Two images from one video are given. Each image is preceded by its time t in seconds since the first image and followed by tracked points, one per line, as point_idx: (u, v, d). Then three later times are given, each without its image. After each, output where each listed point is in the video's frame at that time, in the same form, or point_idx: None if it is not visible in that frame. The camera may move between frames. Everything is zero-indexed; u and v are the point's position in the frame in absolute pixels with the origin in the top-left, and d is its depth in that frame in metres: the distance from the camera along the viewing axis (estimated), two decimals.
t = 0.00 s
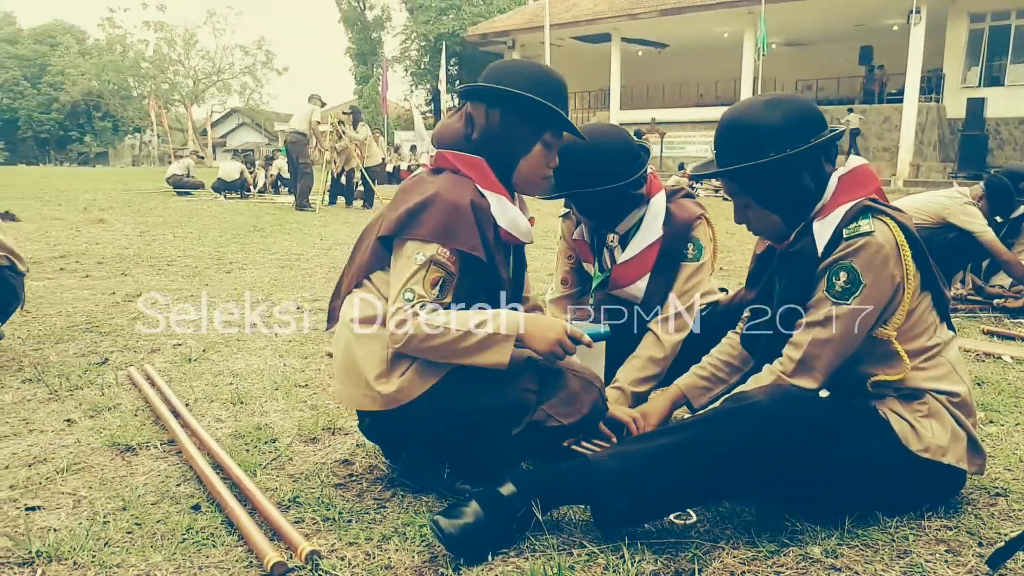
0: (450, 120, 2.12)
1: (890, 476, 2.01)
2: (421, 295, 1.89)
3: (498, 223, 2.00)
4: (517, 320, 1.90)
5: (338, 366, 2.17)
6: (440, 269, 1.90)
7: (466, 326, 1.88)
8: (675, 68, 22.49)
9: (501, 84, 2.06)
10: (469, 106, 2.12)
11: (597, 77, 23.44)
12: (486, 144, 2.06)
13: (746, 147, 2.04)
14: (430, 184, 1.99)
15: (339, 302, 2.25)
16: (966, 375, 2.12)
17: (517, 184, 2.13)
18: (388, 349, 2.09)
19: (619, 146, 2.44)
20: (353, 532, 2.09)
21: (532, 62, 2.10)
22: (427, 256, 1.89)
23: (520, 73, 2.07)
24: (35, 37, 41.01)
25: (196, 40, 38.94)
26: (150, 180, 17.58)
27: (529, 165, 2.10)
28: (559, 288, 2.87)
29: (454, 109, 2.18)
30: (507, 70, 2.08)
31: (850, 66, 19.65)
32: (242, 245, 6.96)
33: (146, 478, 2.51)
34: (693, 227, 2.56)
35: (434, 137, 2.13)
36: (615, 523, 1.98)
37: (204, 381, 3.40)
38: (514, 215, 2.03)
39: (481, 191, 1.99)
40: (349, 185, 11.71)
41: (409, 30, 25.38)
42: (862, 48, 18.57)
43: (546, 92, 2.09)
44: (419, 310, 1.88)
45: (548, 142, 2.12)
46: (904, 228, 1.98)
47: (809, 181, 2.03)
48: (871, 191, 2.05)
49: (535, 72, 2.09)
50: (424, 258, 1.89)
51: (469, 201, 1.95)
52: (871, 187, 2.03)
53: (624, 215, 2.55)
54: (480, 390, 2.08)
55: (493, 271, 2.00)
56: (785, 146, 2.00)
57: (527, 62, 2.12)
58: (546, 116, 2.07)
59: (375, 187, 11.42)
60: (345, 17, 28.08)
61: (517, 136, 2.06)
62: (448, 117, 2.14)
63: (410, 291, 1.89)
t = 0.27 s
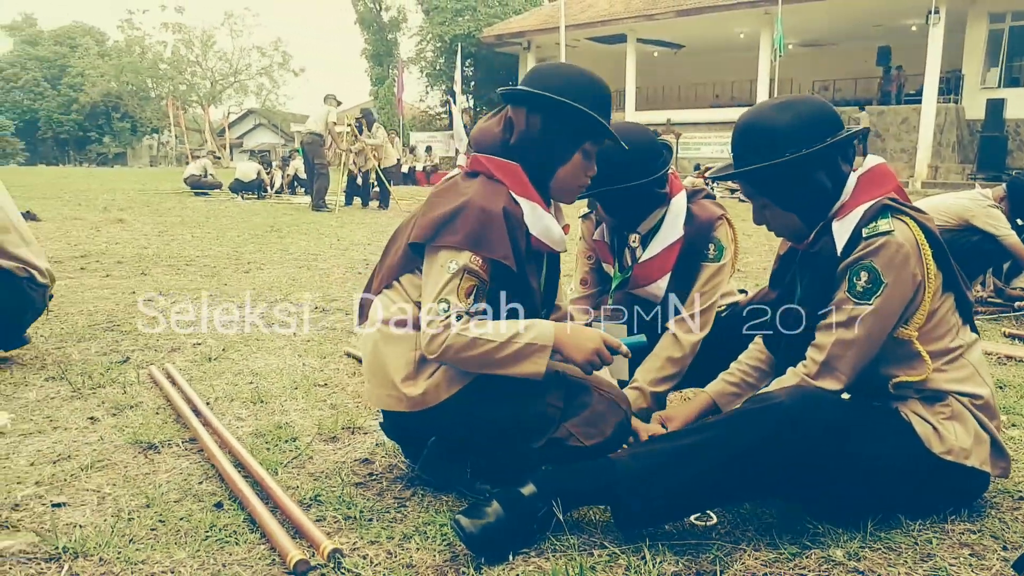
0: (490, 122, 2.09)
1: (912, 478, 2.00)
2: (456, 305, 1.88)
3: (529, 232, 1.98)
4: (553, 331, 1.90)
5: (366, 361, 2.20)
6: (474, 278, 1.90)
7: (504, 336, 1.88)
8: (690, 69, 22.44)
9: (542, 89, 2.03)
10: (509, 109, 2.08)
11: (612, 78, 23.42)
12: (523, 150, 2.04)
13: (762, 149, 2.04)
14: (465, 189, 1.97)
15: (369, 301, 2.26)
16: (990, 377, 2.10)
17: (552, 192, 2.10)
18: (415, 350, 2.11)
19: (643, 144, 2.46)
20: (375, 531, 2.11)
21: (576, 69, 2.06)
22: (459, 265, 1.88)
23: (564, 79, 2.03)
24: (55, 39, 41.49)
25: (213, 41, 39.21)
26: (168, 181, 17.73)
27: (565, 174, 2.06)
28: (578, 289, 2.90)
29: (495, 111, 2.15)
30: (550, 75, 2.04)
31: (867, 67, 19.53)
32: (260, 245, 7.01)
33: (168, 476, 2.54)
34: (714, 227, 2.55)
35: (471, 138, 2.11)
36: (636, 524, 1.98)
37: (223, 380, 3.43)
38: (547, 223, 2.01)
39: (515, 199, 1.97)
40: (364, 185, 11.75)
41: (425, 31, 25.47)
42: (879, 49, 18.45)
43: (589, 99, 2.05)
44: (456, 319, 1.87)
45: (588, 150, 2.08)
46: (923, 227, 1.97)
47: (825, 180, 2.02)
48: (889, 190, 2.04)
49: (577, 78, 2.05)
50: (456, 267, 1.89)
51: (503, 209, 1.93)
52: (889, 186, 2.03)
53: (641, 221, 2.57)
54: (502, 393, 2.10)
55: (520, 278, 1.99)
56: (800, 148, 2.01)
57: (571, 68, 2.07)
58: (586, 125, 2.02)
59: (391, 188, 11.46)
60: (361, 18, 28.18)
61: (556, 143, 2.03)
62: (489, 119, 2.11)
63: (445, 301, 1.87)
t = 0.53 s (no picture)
0: (516, 126, 2.09)
1: (939, 479, 1.99)
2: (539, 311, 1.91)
3: (560, 234, 2.00)
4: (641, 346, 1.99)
5: (388, 367, 2.18)
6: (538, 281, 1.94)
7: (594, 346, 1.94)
8: (706, 69, 22.37)
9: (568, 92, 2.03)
10: (534, 113, 2.09)
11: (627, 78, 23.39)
12: (551, 154, 2.04)
13: (786, 143, 2.07)
14: (500, 196, 1.98)
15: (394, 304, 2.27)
16: (1017, 377, 2.08)
17: (577, 197, 2.11)
18: (439, 354, 2.12)
19: (665, 146, 2.45)
20: (399, 531, 2.13)
21: (599, 70, 2.07)
22: (521, 272, 1.91)
23: (589, 81, 2.04)
24: (75, 46, 42.00)
25: (230, 46, 39.53)
26: (187, 184, 17.93)
27: (592, 177, 2.07)
28: (597, 291, 2.86)
29: (517, 114, 2.15)
30: (578, 78, 2.04)
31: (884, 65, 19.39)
32: (279, 248, 7.05)
33: (192, 477, 2.56)
34: (731, 225, 2.53)
35: (497, 142, 2.11)
36: (660, 524, 1.98)
37: (245, 381, 3.46)
38: (575, 227, 2.03)
39: (547, 202, 1.99)
40: (381, 188, 11.81)
41: (439, 33, 25.55)
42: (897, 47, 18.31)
43: (616, 104, 2.06)
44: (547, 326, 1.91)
45: (613, 153, 2.09)
46: (949, 228, 1.95)
47: (847, 176, 2.03)
48: (912, 188, 2.03)
49: (597, 80, 2.05)
50: (519, 275, 1.91)
51: (543, 213, 1.96)
52: (912, 186, 2.03)
53: (662, 224, 2.55)
54: (526, 395, 2.10)
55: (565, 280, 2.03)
56: (824, 142, 2.02)
57: (594, 69, 2.08)
58: (615, 129, 2.03)
59: (408, 190, 11.49)
60: (376, 22, 28.34)
61: (583, 148, 2.04)
62: (512, 122, 2.12)
63: (529, 307, 1.89)
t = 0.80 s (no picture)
0: (541, 127, 2.11)
1: (965, 483, 1.97)
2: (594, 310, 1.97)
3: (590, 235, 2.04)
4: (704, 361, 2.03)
5: (411, 370, 2.19)
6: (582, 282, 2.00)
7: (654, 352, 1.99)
8: (722, 70, 22.28)
9: (594, 96, 2.03)
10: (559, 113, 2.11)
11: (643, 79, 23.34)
12: (577, 158, 2.06)
13: (808, 137, 2.09)
14: (534, 201, 2.02)
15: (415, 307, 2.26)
16: None
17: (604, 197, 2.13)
18: (462, 356, 2.11)
19: (694, 144, 2.46)
20: (421, 532, 2.13)
21: (624, 72, 2.07)
22: (568, 275, 1.97)
23: (613, 83, 2.05)
24: (95, 48, 42.51)
25: (247, 48, 39.84)
26: (205, 186, 18.11)
27: (619, 180, 2.09)
28: (615, 292, 2.85)
29: (542, 114, 2.17)
30: (603, 81, 2.04)
31: (903, 65, 19.23)
32: (298, 249, 7.10)
33: (216, 476, 2.58)
34: (752, 227, 2.52)
35: (523, 144, 2.13)
36: (684, 527, 1.98)
37: (266, 381, 3.49)
38: (602, 228, 2.07)
39: (578, 206, 2.03)
40: (398, 189, 11.85)
41: (455, 35, 25.63)
42: (916, 46, 18.16)
43: (641, 106, 2.06)
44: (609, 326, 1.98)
45: (637, 155, 2.10)
46: (974, 232, 1.93)
47: (868, 173, 2.04)
48: (936, 189, 2.02)
49: (618, 81, 2.05)
50: (566, 278, 1.97)
51: (577, 217, 2.01)
52: (936, 187, 2.01)
53: (687, 226, 2.52)
54: (549, 400, 2.10)
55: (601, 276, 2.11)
56: (846, 136, 2.03)
57: (616, 70, 2.08)
58: (641, 133, 2.04)
59: (424, 191, 11.53)
60: (393, 23, 28.47)
61: (610, 152, 2.05)
62: (537, 123, 2.14)
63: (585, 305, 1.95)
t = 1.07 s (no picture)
0: (571, 127, 2.11)
1: (997, 490, 1.95)
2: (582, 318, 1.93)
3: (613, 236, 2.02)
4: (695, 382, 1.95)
5: (437, 369, 2.23)
6: (586, 287, 1.95)
7: (642, 370, 1.93)
8: (745, 71, 22.17)
9: (623, 96, 2.03)
10: (589, 113, 2.10)
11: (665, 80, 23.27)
12: (606, 158, 2.05)
13: (835, 137, 2.09)
14: (558, 200, 2.00)
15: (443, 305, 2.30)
16: None
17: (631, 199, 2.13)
18: (487, 355, 2.14)
19: (723, 145, 2.45)
20: (446, 530, 2.15)
21: (655, 74, 2.07)
22: (570, 277, 1.93)
23: (643, 84, 2.04)
24: (122, 50, 43.10)
25: (271, 49, 40.19)
26: (229, 185, 18.30)
27: (646, 181, 2.08)
28: (641, 294, 2.78)
29: (573, 115, 2.18)
30: (635, 81, 2.04)
31: (929, 65, 19.03)
32: (321, 248, 7.15)
33: (244, 472, 2.61)
34: (780, 228, 2.50)
35: (554, 143, 2.13)
36: (711, 529, 1.98)
37: (292, 379, 3.52)
38: (627, 230, 2.06)
39: (603, 207, 2.02)
40: (420, 190, 11.91)
41: (477, 36, 25.71)
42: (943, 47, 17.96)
43: (672, 108, 2.05)
44: (593, 334, 1.93)
45: (667, 158, 2.09)
46: (1004, 233, 1.90)
47: (894, 173, 2.03)
48: (966, 190, 1.99)
49: (649, 82, 2.04)
50: (568, 280, 1.93)
51: (599, 219, 1.98)
52: (966, 187, 1.99)
53: (715, 229, 2.50)
54: (574, 398, 2.10)
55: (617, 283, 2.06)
56: (871, 135, 2.03)
57: (648, 71, 2.08)
58: (671, 135, 2.03)
59: (447, 192, 11.57)
60: (415, 25, 28.61)
61: (639, 154, 2.04)
62: (567, 123, 2.14)
63: (571, 312, 1.92)
